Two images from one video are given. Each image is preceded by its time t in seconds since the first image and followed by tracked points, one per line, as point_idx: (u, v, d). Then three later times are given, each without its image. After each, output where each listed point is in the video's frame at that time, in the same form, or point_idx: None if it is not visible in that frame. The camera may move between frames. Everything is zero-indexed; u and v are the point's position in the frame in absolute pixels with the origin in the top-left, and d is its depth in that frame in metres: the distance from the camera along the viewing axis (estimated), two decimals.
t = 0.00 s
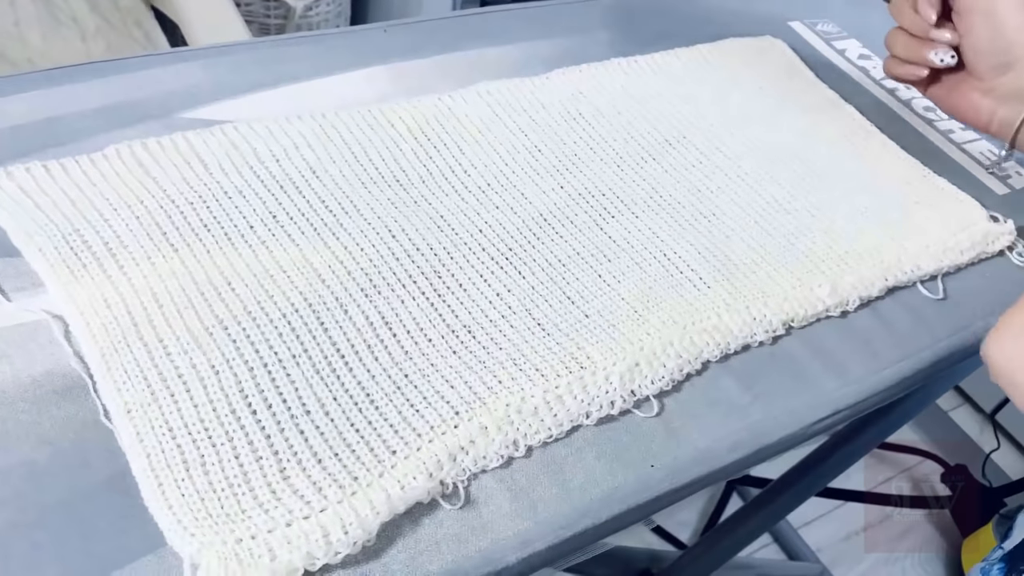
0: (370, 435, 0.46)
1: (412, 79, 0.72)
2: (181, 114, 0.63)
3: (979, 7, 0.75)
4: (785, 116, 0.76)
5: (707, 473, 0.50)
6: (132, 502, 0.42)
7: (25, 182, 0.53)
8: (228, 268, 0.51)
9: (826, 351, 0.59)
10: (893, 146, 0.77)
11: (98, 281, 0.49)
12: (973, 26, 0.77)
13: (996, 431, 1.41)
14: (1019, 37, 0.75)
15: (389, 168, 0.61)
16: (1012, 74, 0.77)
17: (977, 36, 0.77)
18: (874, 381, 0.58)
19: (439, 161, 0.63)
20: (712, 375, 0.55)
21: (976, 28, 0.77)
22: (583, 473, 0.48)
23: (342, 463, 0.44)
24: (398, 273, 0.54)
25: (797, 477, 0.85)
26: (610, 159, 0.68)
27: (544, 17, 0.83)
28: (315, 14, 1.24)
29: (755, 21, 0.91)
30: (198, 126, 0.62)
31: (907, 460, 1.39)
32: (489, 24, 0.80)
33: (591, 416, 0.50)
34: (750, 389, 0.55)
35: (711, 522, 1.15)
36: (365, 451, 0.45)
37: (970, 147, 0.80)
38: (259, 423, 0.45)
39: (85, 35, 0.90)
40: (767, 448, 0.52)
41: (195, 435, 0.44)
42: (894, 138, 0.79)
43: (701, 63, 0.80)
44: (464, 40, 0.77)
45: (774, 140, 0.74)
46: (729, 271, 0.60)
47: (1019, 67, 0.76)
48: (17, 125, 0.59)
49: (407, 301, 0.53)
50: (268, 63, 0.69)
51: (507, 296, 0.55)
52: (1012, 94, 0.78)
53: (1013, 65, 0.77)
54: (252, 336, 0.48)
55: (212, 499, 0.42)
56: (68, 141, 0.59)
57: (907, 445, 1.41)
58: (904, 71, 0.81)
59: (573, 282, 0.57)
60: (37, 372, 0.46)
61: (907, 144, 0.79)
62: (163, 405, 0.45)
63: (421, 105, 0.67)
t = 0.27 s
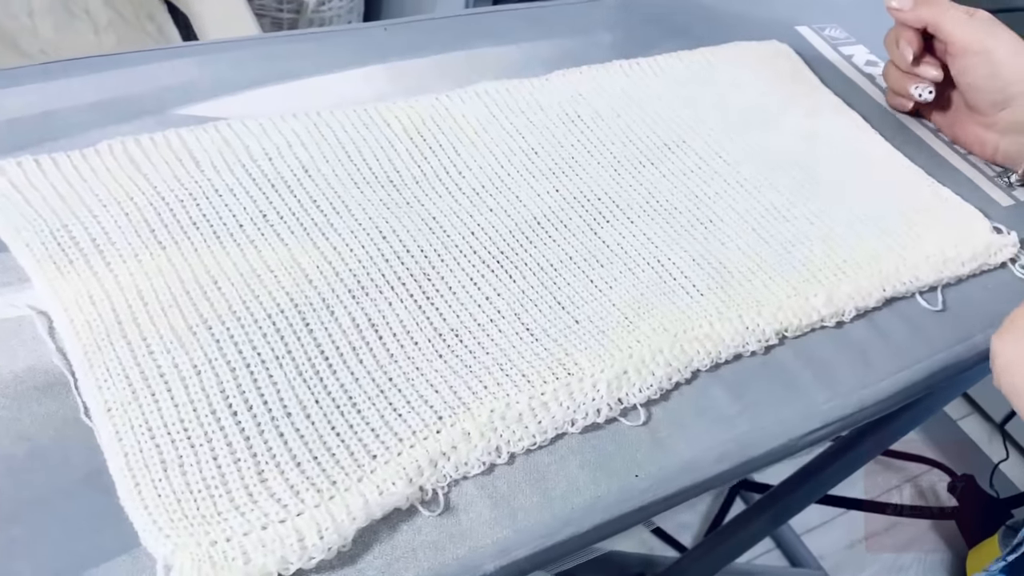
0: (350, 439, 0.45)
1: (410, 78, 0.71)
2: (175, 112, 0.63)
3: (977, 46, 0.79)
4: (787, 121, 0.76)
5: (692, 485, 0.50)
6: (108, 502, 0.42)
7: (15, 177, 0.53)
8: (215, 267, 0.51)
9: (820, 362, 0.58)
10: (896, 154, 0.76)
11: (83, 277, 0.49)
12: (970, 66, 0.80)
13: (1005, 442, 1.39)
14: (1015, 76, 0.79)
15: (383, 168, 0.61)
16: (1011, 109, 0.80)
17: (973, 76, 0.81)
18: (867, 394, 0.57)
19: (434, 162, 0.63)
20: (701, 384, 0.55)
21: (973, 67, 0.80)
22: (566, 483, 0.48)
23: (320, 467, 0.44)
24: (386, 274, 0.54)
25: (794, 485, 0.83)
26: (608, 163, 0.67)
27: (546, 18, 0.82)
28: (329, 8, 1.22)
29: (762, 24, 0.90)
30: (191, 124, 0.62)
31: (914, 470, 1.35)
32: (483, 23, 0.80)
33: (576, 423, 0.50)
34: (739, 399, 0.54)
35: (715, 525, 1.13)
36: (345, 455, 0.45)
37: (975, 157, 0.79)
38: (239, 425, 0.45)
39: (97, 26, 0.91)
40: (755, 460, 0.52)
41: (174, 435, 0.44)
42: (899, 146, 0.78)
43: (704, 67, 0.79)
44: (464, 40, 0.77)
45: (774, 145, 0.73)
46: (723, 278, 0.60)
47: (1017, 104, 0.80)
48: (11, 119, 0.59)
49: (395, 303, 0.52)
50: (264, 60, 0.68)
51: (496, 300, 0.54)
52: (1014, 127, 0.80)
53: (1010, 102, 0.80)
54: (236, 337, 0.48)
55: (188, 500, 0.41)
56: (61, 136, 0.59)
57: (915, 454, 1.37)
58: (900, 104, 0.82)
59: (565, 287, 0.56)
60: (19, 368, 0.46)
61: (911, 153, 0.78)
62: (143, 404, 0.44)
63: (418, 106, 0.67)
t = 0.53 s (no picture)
0: (336, 444, 0.45)
1: (411, 78, 0.71)
2: (174, 108, 0.63)
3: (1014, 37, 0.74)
4: (793, 127, 0.75)
5: (682, 497, 0.49)
6: (90, 503, 0.42)
7: (11, 173, 0.53)
8: (207, 268, 0.51)
9: (818, 373, 0.57)
10: (904, 162, 0.74)
11: (74, 274, 0.49)
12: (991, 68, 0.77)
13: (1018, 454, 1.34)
14: None
15: (380, 169, 0.61)
16: None
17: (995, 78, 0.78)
18: (865, 408, 0.56)
19: (432, 164, 0.62)
20: (697, 394, 0.54)
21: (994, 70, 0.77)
22: (555, 492, 0.47)
23: (305, 471, 0.43)
24: (379, 277, 0.53)
25: (793, 498, 0.79)
26: (609, 168, 0.66)
27: (551, 19, 0.82)
28: (342, 6, 1.22)
29: (772, 28, 0.89)
30: (188, 121, 0.62)
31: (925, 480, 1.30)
32: (482, 25, 0.79)
33: (567, 432, 0.49)
34: (734, 410, 0.54)
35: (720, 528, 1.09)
36: (330, 460, 0.44)
37: (985, 167, 0.78)
38: (224, 427, 0.44)
39: (111, 20, 0.92)
40: (747, 473, 0.51)
41: (159, 436, 0.43)
42: (907, 154, 0.77)
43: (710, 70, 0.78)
44: (467, 41, 0.77)
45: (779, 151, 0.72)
46: (723, 286, 0.59)
47: None
48: (7, 115, 0.59)
49: (387, 307, 0.52)
50: (264, 58, 0.68)
51: (490, 304, 0.54)
52: None
53: None
54: (225, 338, 0.48)
55: (170, 503, 0.41)
56: (58, 132, 0.59)
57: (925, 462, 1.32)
58: (924, 101, 0.79)
59: (560, 293, 0.56)
60: (7, 365, 0.46)
61: (920, 162, 0.77)
62: (129, 405, 0.44)
63: (419, 106, 0.66)
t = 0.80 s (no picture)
0: (332, 446, 0.44)
1: (417, 79, 0.71)
2: (178, 106, 0.63)
3: None
4: (804, 131, 0.74)
5: (681, 505, 0.49)
6: (83, 502, 0.42)
7: (14, 169, 0.54)
8: (208, 267, 0.51)
9: (823, 383, 0.57)
10: (917, 169, 0.73)
11: (74, 271, 0.49)
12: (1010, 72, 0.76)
13: None
14: None
15: (385, 170, 0.60)
16: None
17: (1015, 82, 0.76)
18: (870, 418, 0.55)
19: (437, 165, 0.62)
20: (698, 402, 0.53)
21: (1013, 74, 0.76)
22: (552, 499, 0.47)
23: (300, 474, 0.43)
24: (381, 278, 0.53)
25: (799, 507, 0.76)
26: (616, 171, 0.66)
27: (561, 21, 0.81)
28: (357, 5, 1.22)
29: (785, 32, 0.88)
30: (192, 118, 0.62)
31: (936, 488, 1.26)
32: (487, 26, 0.79)
33: (566, 438, 0.49)
34: (736, 419, 0.53)
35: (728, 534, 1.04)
36: (326, 462, 0.44)
37: (999, 175, 0.77)
38: (220, 427, 0.44)
39: (128, 16, 0.92)
40: (747, 483, 0.51)
41: (154, 436, 0.43)
42: (920, 161, 0.76)
43: (720, 73, 0.78)
44: (475, 41, 0.76)
45: (788, 156, 0.71)
46: (728, 291, 0.58)
47: None
48: (13, 111, 0.60)
49: (388, 308, 0.51)
50: (270, 57, 0.68)
51: (491, 308, 0.53)
52: None
53: None
54: (223, 338, 0.48)
55: (164, 503, 0.41)
56: (62, 129, 0.60)
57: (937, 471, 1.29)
58: (947, 105, 0.78)
59: (563, 297, 0.55)
60: (5, 361, 0.47)
61: (932, 169, 0.76)
62: (125, 403, 0.44)
63: (425, 106, 0.66)
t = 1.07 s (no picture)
0: (322, 447, 0.44)
1: (419, 79, 0.71)
2: (178, 104, 0.64)
3: None
4: (808, 135, 0.73)
5: (674, 512, 0.48)
6: (71, 499, 0.42)
7: (13, 166, 0.54)
8: (202, 265, 0.51)
9: (821, 391, 0.56)
10: (923, 175, 0.73)
11: (69, 269, 0.49)
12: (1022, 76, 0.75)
13: None
14: None
15: (383, 170, 0.60)
16: None
17: None
18: (869, 427, 0.55)
19: (436, 166, 0.62)
20: (694, 408, 0.53)
21: None
22: (542, 504, 0.46)
23: (288, 474, 0.43)
24: (376, 279, 0.53)
25: (797, 516, 0.74)
26: (618, 173, 0.65)
27: (566, 22, 0.81)
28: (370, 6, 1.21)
29: (793, 36, 0.87)
30: (191, 117, 0.62)
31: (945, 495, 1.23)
32: (491, 27, 0.78)
33: (558, 442, 0.48)
34: (732, 425, 0.52)
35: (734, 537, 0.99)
36: (314, 463, 0.44)
37: (1008, 182, 0.76)
38: (210, 427, 0.44)
39: (140, 14, 0.92)
40: (741, 491, 0.50)
41: (144, 434, 0.43)
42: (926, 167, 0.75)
43: (726, 76, 0.77)
44: (479, 42, 0.76)
45: (792, 160, 0.70)
46: (727, 296, 0.57)
47: None
48: (14, 108, 0.60)
49: (382, 309, 0.51)
50: (272, 57, 0.69)
51: (487, 310, 0.53)
52: None
53: None
54: (215, 336, 0.47)
55: (151, 501, 0.41)
56: (62, 126, 0.60)
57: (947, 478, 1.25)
58: (952, 109, 0.77)
59: (559, 299, 0.55)
60: None
61: (939, 175, 0.75)
62: (115, 401, 0.44)
63: (426, 107, 0.66)
